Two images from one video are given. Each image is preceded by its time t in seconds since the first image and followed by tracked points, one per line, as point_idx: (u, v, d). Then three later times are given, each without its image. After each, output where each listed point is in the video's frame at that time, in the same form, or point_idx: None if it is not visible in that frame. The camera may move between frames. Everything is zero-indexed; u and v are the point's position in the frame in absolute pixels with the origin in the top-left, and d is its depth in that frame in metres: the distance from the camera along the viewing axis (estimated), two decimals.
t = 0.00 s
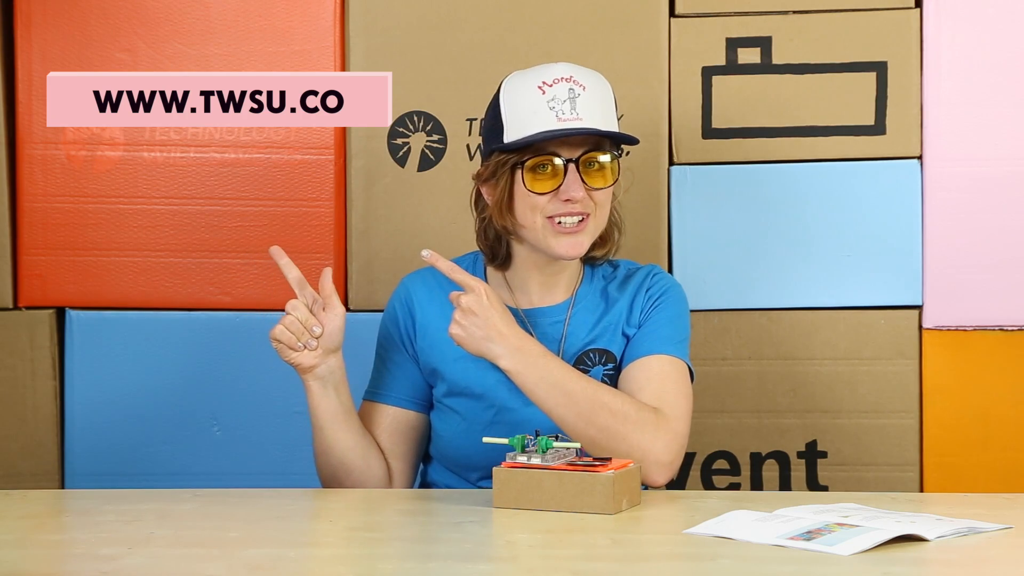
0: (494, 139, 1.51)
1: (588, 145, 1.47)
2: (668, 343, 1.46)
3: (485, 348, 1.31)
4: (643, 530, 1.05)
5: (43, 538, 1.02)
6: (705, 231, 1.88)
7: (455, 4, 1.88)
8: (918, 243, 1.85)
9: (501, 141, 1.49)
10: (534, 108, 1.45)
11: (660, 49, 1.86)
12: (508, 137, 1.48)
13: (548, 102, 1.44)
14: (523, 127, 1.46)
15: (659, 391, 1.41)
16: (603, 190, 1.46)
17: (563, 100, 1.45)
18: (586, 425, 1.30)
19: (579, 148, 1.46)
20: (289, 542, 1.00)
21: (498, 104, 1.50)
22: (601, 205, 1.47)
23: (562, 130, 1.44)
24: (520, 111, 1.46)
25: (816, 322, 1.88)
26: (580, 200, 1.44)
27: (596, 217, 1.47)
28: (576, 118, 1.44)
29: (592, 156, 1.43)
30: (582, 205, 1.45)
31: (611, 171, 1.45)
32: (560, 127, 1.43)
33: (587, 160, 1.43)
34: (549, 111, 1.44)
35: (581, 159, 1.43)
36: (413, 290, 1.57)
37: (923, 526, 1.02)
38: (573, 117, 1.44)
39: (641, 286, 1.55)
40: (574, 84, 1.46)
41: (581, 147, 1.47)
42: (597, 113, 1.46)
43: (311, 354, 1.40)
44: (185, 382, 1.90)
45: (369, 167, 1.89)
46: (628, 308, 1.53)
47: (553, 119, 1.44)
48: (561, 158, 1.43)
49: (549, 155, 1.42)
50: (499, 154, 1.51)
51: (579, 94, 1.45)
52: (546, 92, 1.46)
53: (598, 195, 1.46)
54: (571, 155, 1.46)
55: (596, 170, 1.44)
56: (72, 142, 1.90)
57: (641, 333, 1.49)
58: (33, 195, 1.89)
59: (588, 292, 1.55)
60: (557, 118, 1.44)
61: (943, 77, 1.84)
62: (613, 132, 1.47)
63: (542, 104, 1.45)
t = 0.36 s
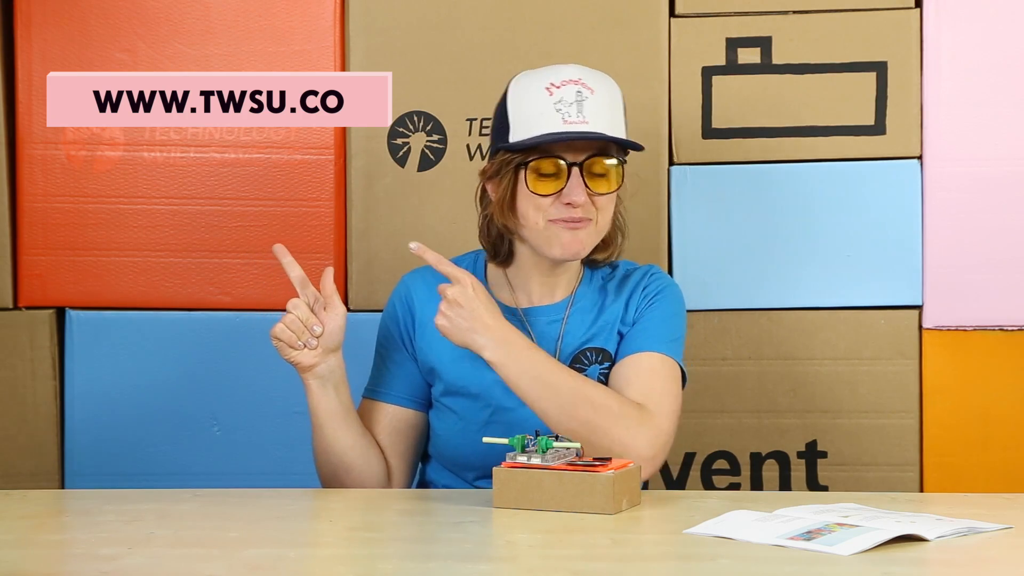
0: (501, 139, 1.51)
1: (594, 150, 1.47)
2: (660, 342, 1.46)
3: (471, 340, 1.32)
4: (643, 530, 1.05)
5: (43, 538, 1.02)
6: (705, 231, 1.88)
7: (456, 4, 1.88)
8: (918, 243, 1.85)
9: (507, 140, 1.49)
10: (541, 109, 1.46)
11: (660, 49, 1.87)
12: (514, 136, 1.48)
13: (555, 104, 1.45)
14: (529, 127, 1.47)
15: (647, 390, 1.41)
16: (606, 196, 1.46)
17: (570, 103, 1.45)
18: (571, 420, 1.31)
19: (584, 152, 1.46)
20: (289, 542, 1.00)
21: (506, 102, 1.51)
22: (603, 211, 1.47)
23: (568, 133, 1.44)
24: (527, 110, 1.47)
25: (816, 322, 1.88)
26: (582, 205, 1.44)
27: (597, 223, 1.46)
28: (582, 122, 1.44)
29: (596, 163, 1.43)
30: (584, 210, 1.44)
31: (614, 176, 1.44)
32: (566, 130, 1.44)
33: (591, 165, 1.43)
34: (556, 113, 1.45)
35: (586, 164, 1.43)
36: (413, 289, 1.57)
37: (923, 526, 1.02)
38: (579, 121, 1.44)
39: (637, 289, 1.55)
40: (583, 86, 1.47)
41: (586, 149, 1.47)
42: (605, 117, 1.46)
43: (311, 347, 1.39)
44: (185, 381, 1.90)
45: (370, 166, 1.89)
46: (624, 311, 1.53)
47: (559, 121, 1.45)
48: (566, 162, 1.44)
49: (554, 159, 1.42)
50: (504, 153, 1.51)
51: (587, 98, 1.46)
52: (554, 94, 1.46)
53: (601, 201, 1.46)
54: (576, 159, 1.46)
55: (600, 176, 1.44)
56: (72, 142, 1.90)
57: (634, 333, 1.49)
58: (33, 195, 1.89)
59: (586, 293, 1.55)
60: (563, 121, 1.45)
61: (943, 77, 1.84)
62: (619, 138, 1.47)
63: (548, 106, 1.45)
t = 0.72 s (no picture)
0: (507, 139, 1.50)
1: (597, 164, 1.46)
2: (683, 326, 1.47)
3: (582, 342, 1.24)
4: (643, 530, 1.05)
5: (43, 538, 1.02)
6: (704, 231, 1.88)
7: (455, 4, 1.89)
8: (918, 243, 1.85)
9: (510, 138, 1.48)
10: (552, 116, 1.44)
11: (660, 48, 1.87)
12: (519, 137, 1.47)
13: (565, 113, 1.44)
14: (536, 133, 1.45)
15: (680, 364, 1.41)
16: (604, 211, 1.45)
17: (581, 113, 1.44)
18: (681, 428, 1.28)
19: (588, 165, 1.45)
20: (289, 542, 1.00)
21: (518, 102, 1.50)
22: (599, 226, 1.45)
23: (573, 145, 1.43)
24: (536, 115, 1.46)
25: (816, 322, 1.88)
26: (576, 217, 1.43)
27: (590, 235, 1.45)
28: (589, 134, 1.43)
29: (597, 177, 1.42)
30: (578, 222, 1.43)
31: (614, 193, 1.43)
32: (574, 140, 1.43)
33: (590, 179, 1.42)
34: (565, 121, 1.44)
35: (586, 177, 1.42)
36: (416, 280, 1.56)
37: (923, 526, 1.02)
38: (586, 133, 1.43)
39: (638, 279, 1.56)
40: (597, 98, 1.45)
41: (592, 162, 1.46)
42: (615, 133, 1.45)
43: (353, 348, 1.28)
44: (185, 381, 1.90)
45: (370, 166, 1.89)
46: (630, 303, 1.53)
47: (567, 131, 1.44)
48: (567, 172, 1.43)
49: (557, 168, 1.41)
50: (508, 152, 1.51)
51: (599, 110, 1.45)
52: (567, 101, 1.45)
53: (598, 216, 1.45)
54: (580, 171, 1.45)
55: (599, 192, 1.42)
56: (72, 142, 1.90)
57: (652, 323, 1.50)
58: (33, 195, 1.89)
59: (586, 292, 1.55)
60: (571, 131, 1.43)
61: (942, 77, 1.84)
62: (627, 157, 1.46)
63: (559, 114, 1.44)
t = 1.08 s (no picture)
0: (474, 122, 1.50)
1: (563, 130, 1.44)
2: (710, 349, 1.47)
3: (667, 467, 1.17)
4: (644, 530, 1.04)
5: (43, 538, 1.02)
6: (704, 231, 1.88)
7: (455, 4, 1.88)
8: (918, 243, 1.85)
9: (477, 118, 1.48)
10: (512, 91, 1.44)
11: (660, 48, 1.87)
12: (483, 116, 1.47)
13: (526, 86, 1.43)
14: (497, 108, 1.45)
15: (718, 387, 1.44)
16: (578, 180, 1.42)
17: (541, 86, 1.43)
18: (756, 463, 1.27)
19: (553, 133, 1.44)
20: (288, 542, 1.00)
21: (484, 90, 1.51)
22: (576, 196, 1.42)
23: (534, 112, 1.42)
24: (498, 93, 1.45)
25: (816, 322, 1.88)
26: (551, 183, 1.40)
27: (568, 206, 1.42)
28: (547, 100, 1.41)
29: (567, 144, 1.41)
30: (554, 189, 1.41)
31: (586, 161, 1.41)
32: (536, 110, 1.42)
33: (561, 147, 1.40)
34: (525, 94, 1.43)
35: (556, 145, 1.40)
36: (407, 283, 1.52)
37: (924, 526, 1.02)
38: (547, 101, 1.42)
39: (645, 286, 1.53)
40: (556, 73, 1.45)
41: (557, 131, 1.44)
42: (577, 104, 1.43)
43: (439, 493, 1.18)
44: (184, 381, 1.90)
45: (369, 166, 1.89)
46: (642, 312, 1.51)
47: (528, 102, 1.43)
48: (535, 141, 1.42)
49: (524, 138, 1.40)
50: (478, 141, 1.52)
51: (559, 83, 1.44)
52: (527, 77, 1.44)
53: (572, 184, 1.42)
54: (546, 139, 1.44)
55: (571, 160, 1.41)
56: (72, 142, 1.90)
57: (673, 343, 1.49)
58: (33, 195, 1.89)
59: (585, 296, 1.51)
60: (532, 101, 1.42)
61: (942, 77, 1.84)
62: (592, 119, 1.44)
63: (520, 87, 1.43)
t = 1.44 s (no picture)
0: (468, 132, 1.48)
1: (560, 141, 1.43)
2: (718, 361, 1.46)
3: (672, 476, 1.15)
4: (643, 530, 1.04)
5: (43, 538, 1.02)
6: (704, 231, 1.88)
7: (455, 4, 1.88)
8: (918, 243, 1.85)
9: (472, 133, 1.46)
10: (506, 102, 1.42)
11: (660, 48, 1.87)
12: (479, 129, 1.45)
13: (520, 97, 1.42)
14: (493, 121, 1.43)
15: (727, 401, 1.43)
16: (577, 191, 1.41)
17: (536, 96, 1.42)
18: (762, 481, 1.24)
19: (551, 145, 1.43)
20: (289, 542, 1.00)
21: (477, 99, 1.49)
22: (575, 207, 1.41)
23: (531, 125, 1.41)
24: (493, 105, 1.44)
25: (816, 322, 1.88)
26: (549, 198, 1.39)
27: (569, 217, 1.41)
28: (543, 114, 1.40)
29: (564, 155, 1.38)
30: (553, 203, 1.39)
31: (585, 171, 1.40)
32: (531, 124, 1.40)
33: (559, 158, 1.38)
34: (520, 105, 1.42)
35: (553, 156, 1.38)
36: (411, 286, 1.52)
37: (924, 526, 1.02)
38: (543, 113, 1.41)
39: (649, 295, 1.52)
40: (550, 81, 1.43)
41: (555, 143, 1.43)
42: (572, 113, 1.43)
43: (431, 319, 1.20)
44: (185, 382, 1.90)
45: (369, 166, 1.89)
46: (647, 322, 1.49)
47: (523, 114, 1.42)
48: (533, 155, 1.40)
49: (522, 153, 1.38)
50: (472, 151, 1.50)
51: (553, 91, 1.42)
52: (521, 87, 1.43)
53: (571, 195, 1.40)
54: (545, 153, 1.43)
55: (570, 169, 1.39)
56: (72, 142, 1.90)
57: (678, 354, 1.48)
58: (33, 195, 1.89)
59: (588, 305, 1.50)
60: (527, 113, 1.41)
61: (943, 77, 1.84)
62: (589, 129, 1.43)
63: (514, 99, 1.42)
